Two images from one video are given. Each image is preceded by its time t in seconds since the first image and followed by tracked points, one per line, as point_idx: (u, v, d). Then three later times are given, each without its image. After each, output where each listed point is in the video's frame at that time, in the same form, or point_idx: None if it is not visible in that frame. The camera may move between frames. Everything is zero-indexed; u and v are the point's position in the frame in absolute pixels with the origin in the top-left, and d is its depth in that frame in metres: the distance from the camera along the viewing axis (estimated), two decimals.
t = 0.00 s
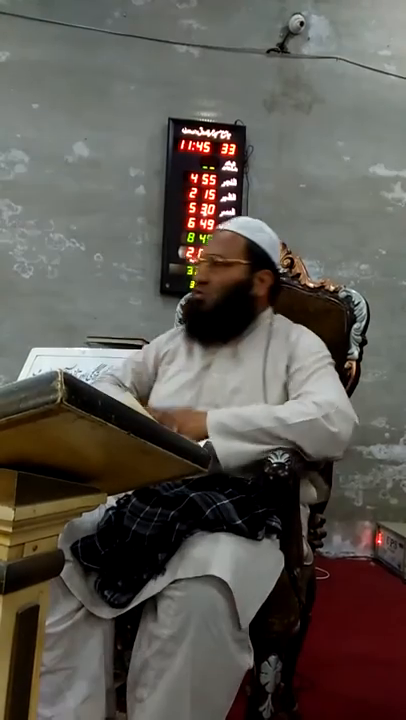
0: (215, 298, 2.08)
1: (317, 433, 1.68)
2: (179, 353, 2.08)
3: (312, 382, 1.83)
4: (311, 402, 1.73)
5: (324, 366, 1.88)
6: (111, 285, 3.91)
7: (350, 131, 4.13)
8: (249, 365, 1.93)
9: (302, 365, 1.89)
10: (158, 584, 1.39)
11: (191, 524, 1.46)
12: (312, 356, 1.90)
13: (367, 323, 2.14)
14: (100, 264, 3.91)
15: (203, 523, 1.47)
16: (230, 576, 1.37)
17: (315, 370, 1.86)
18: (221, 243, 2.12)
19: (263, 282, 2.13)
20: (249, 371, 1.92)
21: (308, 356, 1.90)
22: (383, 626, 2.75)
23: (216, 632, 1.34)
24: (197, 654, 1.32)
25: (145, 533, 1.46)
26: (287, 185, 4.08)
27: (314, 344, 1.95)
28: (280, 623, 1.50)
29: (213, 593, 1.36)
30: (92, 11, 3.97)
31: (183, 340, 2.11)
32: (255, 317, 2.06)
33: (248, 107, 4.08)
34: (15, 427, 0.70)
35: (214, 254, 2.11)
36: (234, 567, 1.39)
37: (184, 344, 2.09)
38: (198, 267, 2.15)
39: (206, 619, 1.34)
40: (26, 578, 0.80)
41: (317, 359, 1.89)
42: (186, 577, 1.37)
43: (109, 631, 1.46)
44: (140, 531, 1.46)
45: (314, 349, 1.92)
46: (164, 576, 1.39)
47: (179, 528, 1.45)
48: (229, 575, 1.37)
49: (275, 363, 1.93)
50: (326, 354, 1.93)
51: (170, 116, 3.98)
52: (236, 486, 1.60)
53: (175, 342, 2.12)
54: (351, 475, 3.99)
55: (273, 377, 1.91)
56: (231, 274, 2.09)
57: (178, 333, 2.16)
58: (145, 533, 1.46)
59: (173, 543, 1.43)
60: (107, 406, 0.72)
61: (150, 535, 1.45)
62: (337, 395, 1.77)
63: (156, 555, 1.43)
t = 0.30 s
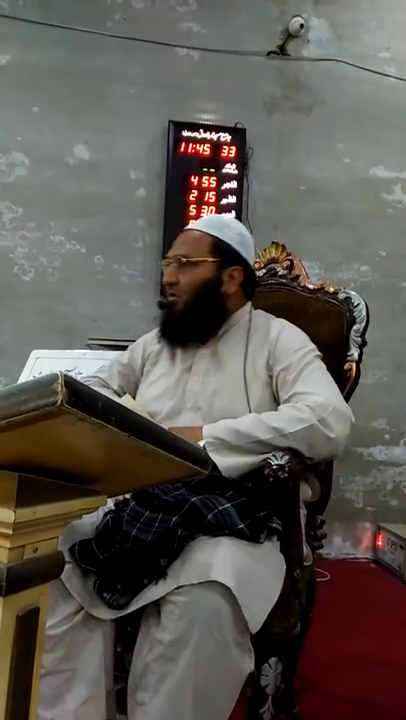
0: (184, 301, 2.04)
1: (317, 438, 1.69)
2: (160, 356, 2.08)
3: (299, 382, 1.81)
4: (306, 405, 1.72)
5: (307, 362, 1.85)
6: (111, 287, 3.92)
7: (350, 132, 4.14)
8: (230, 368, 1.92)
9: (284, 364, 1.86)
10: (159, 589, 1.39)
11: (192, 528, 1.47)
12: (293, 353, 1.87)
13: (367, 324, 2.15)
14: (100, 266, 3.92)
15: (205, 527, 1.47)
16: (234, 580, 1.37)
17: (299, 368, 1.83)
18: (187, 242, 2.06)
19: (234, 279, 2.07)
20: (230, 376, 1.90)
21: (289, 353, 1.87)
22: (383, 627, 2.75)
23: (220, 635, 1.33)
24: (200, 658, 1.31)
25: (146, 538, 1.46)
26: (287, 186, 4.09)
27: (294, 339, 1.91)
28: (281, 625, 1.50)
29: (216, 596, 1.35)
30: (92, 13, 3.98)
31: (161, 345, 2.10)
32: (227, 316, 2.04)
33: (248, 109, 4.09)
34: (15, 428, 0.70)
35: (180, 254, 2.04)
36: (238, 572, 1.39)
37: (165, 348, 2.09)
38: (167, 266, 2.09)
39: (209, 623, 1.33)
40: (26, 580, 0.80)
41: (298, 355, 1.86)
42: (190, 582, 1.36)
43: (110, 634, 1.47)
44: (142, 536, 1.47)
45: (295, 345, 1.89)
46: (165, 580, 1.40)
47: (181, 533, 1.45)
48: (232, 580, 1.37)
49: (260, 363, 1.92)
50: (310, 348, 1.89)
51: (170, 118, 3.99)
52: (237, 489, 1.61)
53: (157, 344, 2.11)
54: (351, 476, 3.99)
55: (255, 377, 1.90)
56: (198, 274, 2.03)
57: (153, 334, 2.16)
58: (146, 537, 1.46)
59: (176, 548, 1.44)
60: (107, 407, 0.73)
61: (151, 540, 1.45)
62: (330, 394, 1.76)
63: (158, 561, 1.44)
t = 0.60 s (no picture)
0: (173, 302, 2.03)
1: (315, 439, 1.69)
2: (152, 359, 2.08)
3: (293, 383, 1.81)
4: (302, 406, 1.71)
5: (300, 362, 1.84)
6: (111, 288, 3.92)
7: (349, 134, 4.14)
8: (222, 371, 1.91)
9: (276, 364, 1.86)
10: (160, 591, 1.39)
11: (193, 531, 1.46)
12: (285, 354, 1.86)
13: (367, 325, 2.15)
14: (101, 267, 3.92)
15: (206, 529, 1.47)
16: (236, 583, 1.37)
17: (292, 368, 1.83)
18: (175, 243, 2.05)
19: (222, 279, 2.07)
20: (222, 379, 1.90)
21: (281, 354, 1.87)
22: (383, 628, 2.75)
23: (222, 638, 1.33)
24: (201, 660, 1.31)
25: (147, 540, 1.46)
26: (287, 187, 4.09)
27: (285, 339, 1.91)
28: (281, 626, 1.49)
29: (216, 598, 1.36)
30: (92, 15, 3.99)
31: (153, 349, 2.09)
32: (216, 317, 2.04)
33: (249, 110, 4.09)
34: (15, 429, 0.70)
35: (169, 255, 2.04)
36: (238, 574, 1.39)
37: (158, 349, 2.08)
38: (155, 267, 2.09)
39: (210, 625, 1.33)
40: (27, 580, 0.80)
41: (290, 355, 1.85)
42: (190, 584, 1.37)
43: (110, 635, 1.47)
44: (142, 538, 1.47)
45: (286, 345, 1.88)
46: (166, 582, 1.40)
47: (182, 535, 1.45)
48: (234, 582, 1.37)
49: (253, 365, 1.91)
50: (303, 348, 1.89)
51: (170, 119, 3.99)
52: (237, 491, 1.61)
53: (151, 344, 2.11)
54: (351, 477, 3.99)
55: (247, 379, 1.90)
56: (186, 275, 2.02)
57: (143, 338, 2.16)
58: (147, 539, 1.46)
59: (176, 550, 1.43)
60: (107, 408, 0.73)
61: (152, 542, 1.45)
62: (325, 393, 1.76)
63: (159, 562, 1.43)
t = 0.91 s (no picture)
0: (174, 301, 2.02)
1: (316, 438, 1.69)
2: (152, 358, 2.07)
3: (294, 382, 1.80)
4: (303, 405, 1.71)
5: (301, 361, 1.84)
6: (112, 286, 3.92)
7: (350, 132, 4.13)
8: (221, 371, 1.91)
9: (277, 364, 1.86)
10: (162, 590, 1.39)
11: (194, 530, 1.46)
12: (286, 354, 1.86)
13: (368, 324, 2.15)
14: (101, 265, 3.91)
15: (207, 528, 1.46)
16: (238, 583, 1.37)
17: (293, 368, 1.83)
18: (175, 241, 2.04)
19: (223, 278, 2.07)
20: (222, 378, 1.89)
21: (281, 353, 1.86)
22: (384, 626, 2.75)
23: (223, 638, 1.33)
24: (203, 659, 1.31)
25: (148, 539, 1.45)
26: (288, 185, 4.09)
27: (285, 338, 1.90)
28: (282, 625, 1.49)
29: (218, 598, 1.35)
30: (93, 13, 3.98)
31: (153, 348, 2.09)
32: (217, 315, 2.03)
33: (250, 108, 4.08)
34: (16, 428, 0.70)
35: (170, 253, 2.03)
36: (240, 573, 1.39)
37: (158, 348, 2.07)
38: (155, 266, 2.08)
39: (212, 626, 1.33)
40: (28, 579, 0.80)
41: (291, 355, 1.85)
42: (192, 584, 1.36)
43: (111, 635, 1.46)
44: (143, 537, 1.46)
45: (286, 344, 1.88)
46: (168, 581, 1.40)
47: (183, 534, 1.44)
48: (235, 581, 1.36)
49: (254, 365, 1.91)
50: (303, 347, 1.88)
51: (171, 118, 3.98)
52: (238, 490, 1.61)
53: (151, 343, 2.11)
54: (352, 476, 3.99)
55: (248, 379, 1.89)
56: (188, 274, 2.02)
57: (141, 336, 2.16)
58: (148, 538, 1.46)
59: (178, 549, 1.43)
60: (108, 407, 0.72)
61: (153, 541, 1.45)
62: (326, 393, 1.76)
63: (160, 561, 1.43)
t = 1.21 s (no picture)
0: (176, 302, 2.02)
1: (317, 439, 1.69)
2: (152, 360, 2.08)
3: (295, 384, 1.81)
4: (303, 407, 1.71)
5: (302, 363, 1.84)
6: (112, 288, 3.92)
7: (350, 133, 4.14)
8: (222, 372, 1.91)
9: (278, 365, 1.86)
10: (162, 592, 1.39)
11: (194, 531, 1.46)
12: (286, 355, 1.86)
13: (368, 325, 2.15)
14: (101, 267, 3.92)
15: (207, 530, 1.46)
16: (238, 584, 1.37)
17: (293, 369, 1.83)
18: (178, 242, 2.04)
19: (225, 280, 2.07)
20: (222, 380, 1.89)
21: (282, 355, 1.86)
22: (384, 627, 2.75)
23: (224, 640, 1.33)
24: (204, 660, 1.31)
25: (148, 542, 1.45)
26: (287, 187, 4.09)
27: (286, 339, 1.90)
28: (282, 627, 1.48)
29: (219, 600, 1.35)
30: (92, 16, 3.99)
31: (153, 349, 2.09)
32: (219, 317, 2.04)
33: (249, 110, 4.09)
34: (16, 430, 0.70)
35: (172, 254, 2.02)
36: (240, 575, 1.39)
37: (157, 350, 2.08)
38: (156, 268, 2.07)
39: (212, 627, 1.32)
40: (28, 580, 0.80)
41: (292, 356, 1.85)
42: (192, 586, 1.36)
43: (111, 636, 1.46)
44: (143, 539, 1.46)
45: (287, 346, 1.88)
46: (168, 583, 1.40)
47: (183, 536, 1.44)
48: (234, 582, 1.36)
49: (254, 366, 1.91)
50: (303, 348, 1.89)
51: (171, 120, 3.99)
52: (238, 491, 1.61)
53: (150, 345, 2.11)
54: (352, 477, 3.99)
55: (249, 380, 1.89)
56: (190, 275, 2.02)
57: (142, 336, 2.16)
58: (148, 541, 1.46)
59: (177, 551, 1.43)
60: (107, 409, 0.72)
61: (153, 543, 1.45)
62: (327, 394, 1.76)
63: (160, 563, 1.43)
